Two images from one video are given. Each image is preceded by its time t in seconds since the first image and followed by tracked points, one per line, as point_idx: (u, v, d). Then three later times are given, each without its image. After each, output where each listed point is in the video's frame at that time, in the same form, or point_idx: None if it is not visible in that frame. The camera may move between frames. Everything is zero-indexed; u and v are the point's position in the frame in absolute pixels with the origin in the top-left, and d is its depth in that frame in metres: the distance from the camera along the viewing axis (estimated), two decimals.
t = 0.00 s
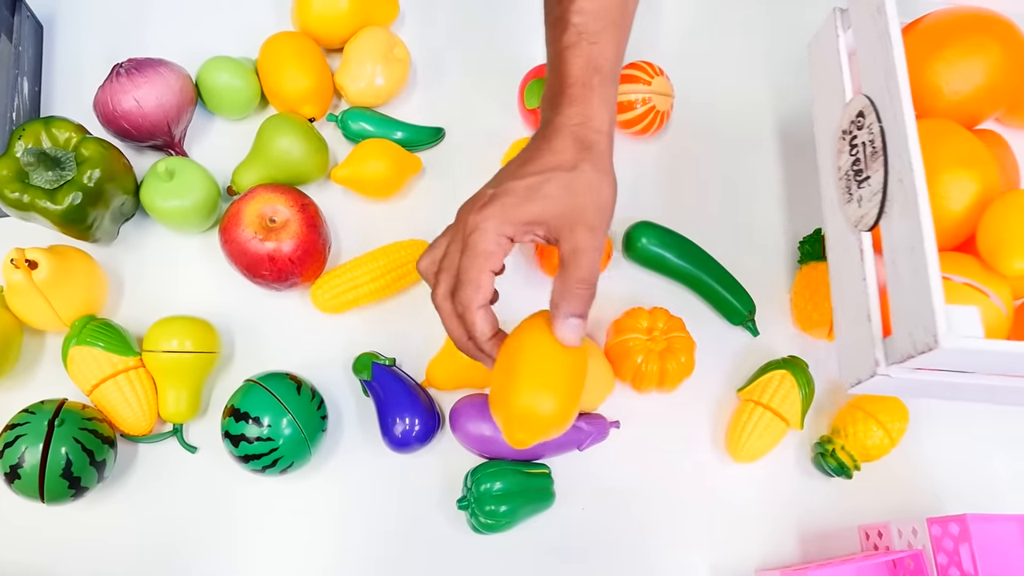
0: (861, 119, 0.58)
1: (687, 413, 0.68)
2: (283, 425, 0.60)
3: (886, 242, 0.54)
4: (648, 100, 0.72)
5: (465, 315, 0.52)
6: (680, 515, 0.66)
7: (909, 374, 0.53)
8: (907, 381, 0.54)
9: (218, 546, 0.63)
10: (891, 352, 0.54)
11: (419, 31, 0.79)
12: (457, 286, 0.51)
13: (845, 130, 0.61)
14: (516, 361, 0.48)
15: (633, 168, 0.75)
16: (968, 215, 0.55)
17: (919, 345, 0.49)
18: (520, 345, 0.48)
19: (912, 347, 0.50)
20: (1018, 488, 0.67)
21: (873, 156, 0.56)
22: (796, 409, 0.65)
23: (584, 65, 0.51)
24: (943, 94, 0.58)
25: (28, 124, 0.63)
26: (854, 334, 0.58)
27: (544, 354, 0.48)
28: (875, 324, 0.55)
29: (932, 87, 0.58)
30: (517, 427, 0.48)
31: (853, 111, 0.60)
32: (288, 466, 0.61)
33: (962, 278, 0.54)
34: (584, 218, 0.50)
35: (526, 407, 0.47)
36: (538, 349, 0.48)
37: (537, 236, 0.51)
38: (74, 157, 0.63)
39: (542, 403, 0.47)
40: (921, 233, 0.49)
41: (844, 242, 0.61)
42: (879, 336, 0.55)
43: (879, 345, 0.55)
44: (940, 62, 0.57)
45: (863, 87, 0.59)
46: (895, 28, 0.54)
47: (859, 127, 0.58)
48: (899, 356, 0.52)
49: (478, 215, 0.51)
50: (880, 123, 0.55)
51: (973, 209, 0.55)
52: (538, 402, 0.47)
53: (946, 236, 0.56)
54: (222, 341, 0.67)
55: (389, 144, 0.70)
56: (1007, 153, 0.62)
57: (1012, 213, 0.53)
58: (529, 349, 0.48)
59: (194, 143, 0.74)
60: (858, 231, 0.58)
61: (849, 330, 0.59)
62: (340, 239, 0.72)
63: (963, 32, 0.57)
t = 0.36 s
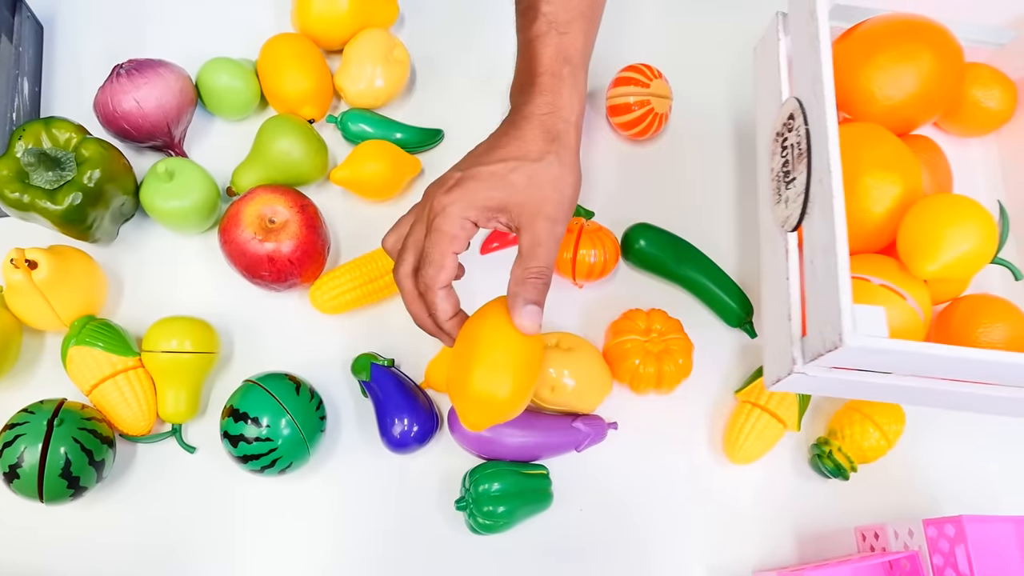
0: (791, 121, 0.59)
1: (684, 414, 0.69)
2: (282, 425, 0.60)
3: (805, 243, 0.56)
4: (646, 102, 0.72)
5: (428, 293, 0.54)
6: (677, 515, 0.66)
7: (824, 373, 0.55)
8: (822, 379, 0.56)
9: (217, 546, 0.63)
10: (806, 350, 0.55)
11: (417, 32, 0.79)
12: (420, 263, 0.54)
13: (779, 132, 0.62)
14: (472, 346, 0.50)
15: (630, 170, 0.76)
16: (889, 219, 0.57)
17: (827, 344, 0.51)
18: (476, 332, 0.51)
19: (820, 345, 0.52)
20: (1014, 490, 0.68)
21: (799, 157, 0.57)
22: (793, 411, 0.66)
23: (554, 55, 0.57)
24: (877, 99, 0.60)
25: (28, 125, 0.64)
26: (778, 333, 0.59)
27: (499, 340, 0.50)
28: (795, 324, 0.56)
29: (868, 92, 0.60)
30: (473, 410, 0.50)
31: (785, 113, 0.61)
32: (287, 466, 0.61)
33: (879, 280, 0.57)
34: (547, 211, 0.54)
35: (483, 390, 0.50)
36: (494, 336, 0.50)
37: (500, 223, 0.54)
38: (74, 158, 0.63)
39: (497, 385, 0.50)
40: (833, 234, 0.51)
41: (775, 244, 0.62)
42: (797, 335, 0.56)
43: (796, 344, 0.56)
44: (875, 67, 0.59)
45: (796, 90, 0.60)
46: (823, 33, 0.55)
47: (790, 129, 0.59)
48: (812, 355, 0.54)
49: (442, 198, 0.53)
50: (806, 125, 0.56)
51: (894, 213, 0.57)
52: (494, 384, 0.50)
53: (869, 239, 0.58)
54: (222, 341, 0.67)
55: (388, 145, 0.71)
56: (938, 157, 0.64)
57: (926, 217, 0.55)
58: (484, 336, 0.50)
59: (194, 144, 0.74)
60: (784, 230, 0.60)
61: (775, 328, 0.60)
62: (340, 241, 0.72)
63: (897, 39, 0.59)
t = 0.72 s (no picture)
0: (713, 142, 0.62)
1: (682, 415, 0.69)
2: (282, 424, 0.60)
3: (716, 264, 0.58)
4: (646, 102, 0.72)
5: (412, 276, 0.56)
6: (676, 515, 0.66)
7: (731, 388, 0.57)
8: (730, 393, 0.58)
9: (217, 545, 0.63)
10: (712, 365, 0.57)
11: (417, 32, 0.79)
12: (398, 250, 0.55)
13: (705, 151, 0.65)
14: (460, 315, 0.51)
15: (629, 171, 0.76)
16: (800, 237, 0.58)
17: (724, 360, 0.53)
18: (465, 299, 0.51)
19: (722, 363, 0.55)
20: (1012, 491, 0.68)
21: (715, 178, 0.60)
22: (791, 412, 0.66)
23: (515, 18, 0.56)
24: (798, 118, 0.61)
25: (28, 123, 0.64)
26: (695, 346, 0.62)
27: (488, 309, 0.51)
28: (705, 339, 0.59)
29: (791, 111, 0.61)
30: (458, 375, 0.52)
31: (710, 133, 0.63)
32: (286, 466, 0.61)
33: (787, 300, 0.57)
34: (513, 179, 0.53)
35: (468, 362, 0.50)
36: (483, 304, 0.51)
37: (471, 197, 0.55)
38: (74, 157, 0.63)
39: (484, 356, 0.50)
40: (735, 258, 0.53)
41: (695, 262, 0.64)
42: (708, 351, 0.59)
43: (705, 358, 0.58)
44: (798, 90, 0.60)
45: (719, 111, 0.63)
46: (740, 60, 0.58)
47: (711, 150, 0.62)
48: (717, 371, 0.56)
49: (408, 180, 0.54)
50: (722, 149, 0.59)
51: (807, 233, 0.58)
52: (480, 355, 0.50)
53: (780, 257, 0.59)
54: (221, 341, 0.67)
55: (388, 145, 0.71)
56: (862, 179, 0.64)
57: (834, 239, 0.56)
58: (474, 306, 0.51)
59: (194, 144, 0.74)
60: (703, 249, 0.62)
61: (691, 342, 0.62)
62: (340, 240, 0.72)
63: (819, 63, 0.60)
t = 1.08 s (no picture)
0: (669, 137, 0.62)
1: (681, 414, 0.69)
2: (282, 424, 0.60)
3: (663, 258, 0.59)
4: (643, 103, 0.73)
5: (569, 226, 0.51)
6: (675, 514, 0.66)
7: (675, 376, 0.57)
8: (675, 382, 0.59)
9: (218, 545, 0.63)
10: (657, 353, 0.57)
11: (417, 34, 0.80)
12: (522, 163, 0.50)
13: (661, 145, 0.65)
14: (712, 179, 0.50)
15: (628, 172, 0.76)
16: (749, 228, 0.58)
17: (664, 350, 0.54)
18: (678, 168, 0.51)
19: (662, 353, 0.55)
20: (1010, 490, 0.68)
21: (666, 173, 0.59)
22: (789, 410, 0.66)
23: None
24: (754, 116, 0.58)
25: (29, 126, 0.64)
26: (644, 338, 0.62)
27: (724, 160, 0.51)
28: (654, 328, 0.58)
29: (746, 109, 0.58)
30: (743, 247, 0.52)
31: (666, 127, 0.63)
32: (287, 466, 0.61)
33: (730, 292, 0.57)
34: (676, 20, 0.52)
35: (728, 222, 0.50)
36: (696, 165, 0.51)
37: (638, 50, 0.52)
38: (75, 159, 0.64)
39: (748, 218, 0.51)
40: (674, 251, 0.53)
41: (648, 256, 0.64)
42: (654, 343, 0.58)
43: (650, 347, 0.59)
44: (754, 91, 0.57)
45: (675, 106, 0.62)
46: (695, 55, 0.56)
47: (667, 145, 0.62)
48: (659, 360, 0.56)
49: (564, 40, 0.51)
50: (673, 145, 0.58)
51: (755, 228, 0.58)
52: (741, 216, 0.51)
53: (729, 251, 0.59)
54: (222, 341, 0.68)
55: (388, 146, 0.71)
56: (817, 179, 0.63)
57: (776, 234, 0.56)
58: (708, 164, 0.51)
59: (194, 146, 0.74)
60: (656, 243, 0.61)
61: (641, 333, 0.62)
62: (340, 241, 0.72)
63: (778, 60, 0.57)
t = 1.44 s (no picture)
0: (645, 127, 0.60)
1: (678, 419, 0.69)
2: (280, 431, 0.61)
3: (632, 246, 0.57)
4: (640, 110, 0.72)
5: (698, 157, 0.48)
6: (671, 521, 0.66)
7: (647, 367, 0.55)
8: (647, 373, 0.56)
9: (215, 551, 0.63)
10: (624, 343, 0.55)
11: (415, 40, 0.80)
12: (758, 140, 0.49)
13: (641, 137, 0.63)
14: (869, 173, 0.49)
15: (625, 177, 0.76)
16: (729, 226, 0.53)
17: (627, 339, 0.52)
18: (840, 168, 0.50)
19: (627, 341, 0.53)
20: (1007, 496, 0.68)
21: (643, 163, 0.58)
22: (787, 416, 0.66)
23: None
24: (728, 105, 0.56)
25: (29, 132, 0.64)
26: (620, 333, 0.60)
27: (889, 158, 0.50)
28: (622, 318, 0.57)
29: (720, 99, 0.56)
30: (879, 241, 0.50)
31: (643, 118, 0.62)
32: (285, 472, 0.62)
33: (698, 282, 0.53)
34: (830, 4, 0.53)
35: (871, 218, 0.49)
36: (859, 160, 0.50)
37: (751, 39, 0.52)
38: (74, 165, 0.64)
39: (888, 213, 0.49)
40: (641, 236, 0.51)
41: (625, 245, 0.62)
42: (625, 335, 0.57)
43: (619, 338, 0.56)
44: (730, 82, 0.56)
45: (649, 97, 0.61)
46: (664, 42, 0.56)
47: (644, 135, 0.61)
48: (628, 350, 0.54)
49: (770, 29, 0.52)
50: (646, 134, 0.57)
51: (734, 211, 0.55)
52: (881, 211, 0.49)
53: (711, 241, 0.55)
54: (220, 347, 0.68)
55: (386, 153, 0.71)
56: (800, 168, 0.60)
57: (776, 282, 0.50)
58: (875, 155, 0.50)
59: (192, 152, 0.74)
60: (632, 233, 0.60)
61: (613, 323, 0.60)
62: (338, 247, 0.72)
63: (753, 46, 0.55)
